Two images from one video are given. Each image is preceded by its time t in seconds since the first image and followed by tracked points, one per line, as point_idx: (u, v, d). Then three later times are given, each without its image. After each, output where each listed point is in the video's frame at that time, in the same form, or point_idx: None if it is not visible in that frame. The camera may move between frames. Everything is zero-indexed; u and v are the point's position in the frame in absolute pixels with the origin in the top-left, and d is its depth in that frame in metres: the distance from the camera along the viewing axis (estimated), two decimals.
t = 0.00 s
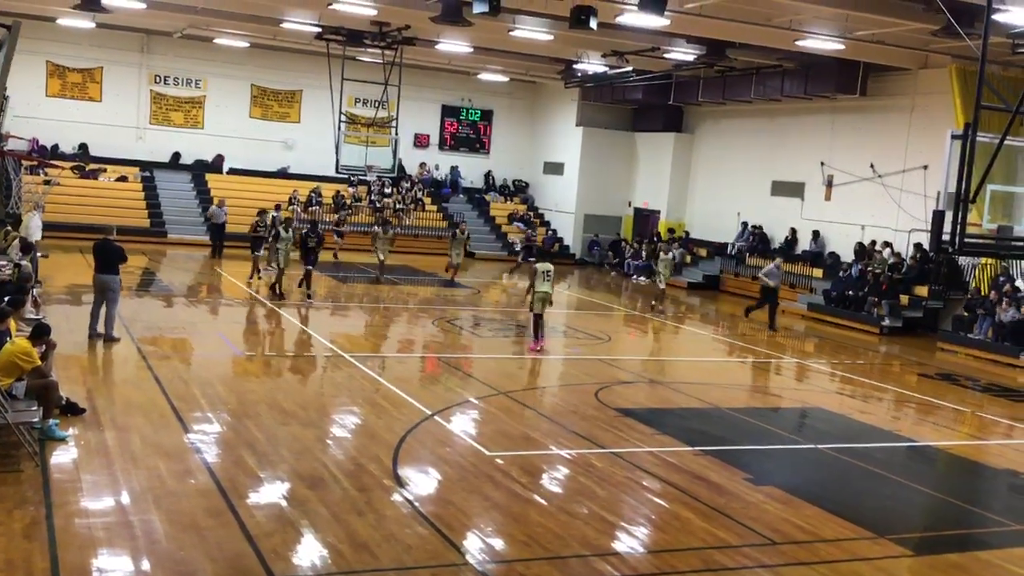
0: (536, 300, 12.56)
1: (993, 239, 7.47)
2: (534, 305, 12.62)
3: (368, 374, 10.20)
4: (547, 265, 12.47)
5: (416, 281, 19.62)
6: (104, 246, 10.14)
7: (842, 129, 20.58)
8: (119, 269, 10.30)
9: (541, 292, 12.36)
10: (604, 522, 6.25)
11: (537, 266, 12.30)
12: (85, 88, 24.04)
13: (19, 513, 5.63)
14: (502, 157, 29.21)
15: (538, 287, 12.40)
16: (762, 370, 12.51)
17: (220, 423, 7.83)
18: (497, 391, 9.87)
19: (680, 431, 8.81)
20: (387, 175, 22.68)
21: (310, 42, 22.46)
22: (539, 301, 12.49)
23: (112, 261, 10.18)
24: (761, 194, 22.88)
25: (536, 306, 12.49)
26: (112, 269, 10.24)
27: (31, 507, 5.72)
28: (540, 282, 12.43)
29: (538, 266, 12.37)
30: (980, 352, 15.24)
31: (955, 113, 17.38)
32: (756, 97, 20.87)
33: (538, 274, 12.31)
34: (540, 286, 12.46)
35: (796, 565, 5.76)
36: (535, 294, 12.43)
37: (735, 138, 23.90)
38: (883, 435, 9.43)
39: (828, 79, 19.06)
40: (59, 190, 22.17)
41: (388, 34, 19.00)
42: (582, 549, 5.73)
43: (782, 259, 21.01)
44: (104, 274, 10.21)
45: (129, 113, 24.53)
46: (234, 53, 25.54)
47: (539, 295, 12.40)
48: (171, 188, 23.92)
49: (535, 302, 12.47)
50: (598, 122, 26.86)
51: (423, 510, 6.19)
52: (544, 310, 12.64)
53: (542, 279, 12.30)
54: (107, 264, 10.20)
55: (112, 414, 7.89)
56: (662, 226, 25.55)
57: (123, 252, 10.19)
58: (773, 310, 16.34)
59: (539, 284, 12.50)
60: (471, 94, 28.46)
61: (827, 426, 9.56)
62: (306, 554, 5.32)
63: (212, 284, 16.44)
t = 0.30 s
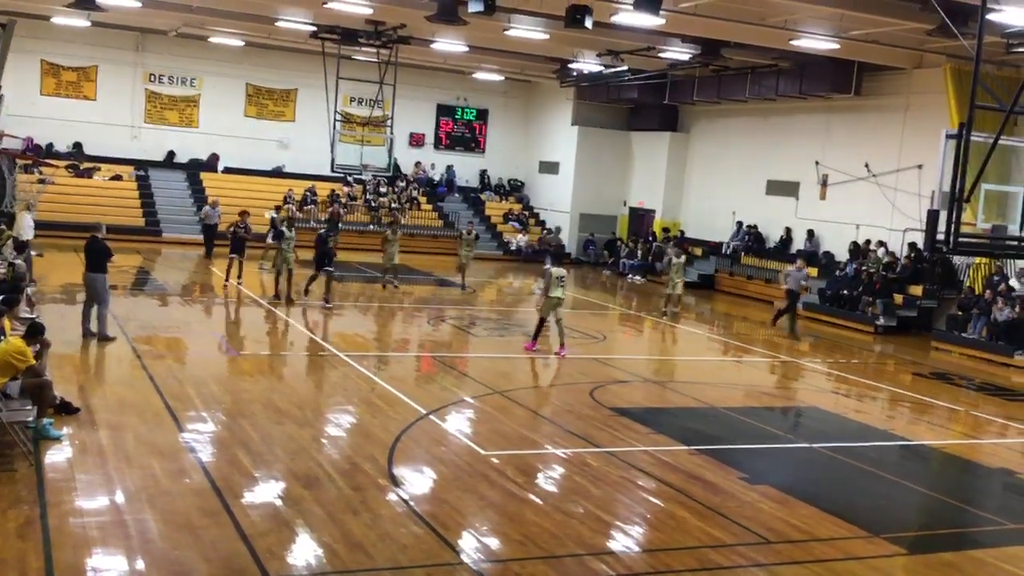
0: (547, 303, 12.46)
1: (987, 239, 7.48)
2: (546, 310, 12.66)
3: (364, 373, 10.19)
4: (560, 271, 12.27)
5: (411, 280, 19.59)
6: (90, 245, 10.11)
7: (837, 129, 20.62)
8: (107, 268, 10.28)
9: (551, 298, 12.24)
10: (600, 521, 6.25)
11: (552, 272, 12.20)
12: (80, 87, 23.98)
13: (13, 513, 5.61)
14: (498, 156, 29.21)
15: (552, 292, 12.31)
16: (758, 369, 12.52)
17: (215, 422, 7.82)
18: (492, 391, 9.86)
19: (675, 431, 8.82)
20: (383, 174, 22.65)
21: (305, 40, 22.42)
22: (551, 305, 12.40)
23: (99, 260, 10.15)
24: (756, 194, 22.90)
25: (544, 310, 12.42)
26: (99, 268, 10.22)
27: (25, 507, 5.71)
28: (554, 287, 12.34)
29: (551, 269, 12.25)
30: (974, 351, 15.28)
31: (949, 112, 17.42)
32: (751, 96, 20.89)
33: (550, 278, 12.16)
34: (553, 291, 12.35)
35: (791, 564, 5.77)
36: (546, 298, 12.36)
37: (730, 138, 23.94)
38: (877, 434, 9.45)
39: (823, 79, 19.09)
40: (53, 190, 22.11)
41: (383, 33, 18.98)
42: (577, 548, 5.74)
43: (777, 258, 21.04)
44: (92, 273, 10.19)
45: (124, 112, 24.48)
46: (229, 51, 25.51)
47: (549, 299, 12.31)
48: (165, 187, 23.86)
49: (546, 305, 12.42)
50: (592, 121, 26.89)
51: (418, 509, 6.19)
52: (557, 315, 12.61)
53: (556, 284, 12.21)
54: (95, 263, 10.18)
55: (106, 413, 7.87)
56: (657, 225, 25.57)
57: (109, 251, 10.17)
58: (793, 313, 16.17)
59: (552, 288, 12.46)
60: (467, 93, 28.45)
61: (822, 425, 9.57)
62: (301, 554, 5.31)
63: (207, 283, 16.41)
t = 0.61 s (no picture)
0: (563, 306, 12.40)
1: (985, 240, 7.48)
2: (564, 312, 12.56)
3: (361, 374, 10.19)
4: (578, 275, 12.26)
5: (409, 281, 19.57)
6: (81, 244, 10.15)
7: (835, 130, 20.65)
8: (100, 268, 10.30)
9: (564, 298, 12.34)
10: (598, 522, 6.26)
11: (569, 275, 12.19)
12: (78, 87, 23.97)
13: (10, 513, 5.60)
14: (495, 157, 29.20)
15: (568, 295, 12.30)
16: (755, 370, 12.53)
17: (213, 423, 7.81)
18: (490, 391, 9.86)
19: (673, 431, 8.82)
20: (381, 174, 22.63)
21: (304, 41, 22.42)
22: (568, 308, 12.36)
23: (91, 259, 10.19)
24: (754, 195, 22.93)
25: (558, 312, 12.54)
26: (92, 268, 10.25)
27: (22, 507, 5.70)
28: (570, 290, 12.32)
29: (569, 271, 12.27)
30: (971, 352, 15.32)
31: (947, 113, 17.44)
32: (749, 97, 20.90)
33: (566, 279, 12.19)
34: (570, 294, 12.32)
35: (789, 565, 5.78)
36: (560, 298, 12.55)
37: (728, 139, 23.97)
38: (875, 435, 9.46)
39: (821, 79, 19.12)
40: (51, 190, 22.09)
41: (381, 33, 18.97)
42: (575, 549, 5.74)
43: (774, 259, 21.04)
44: (86, 273, 10.21)
45: (121, 112, 24.46)
46: (227, 52, 25.50)
47: (565, 300, 12.39)
48: (163, 187, 23.85)
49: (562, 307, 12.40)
50: (590, 122, 26.92)
51: (416, 510, 6.19)
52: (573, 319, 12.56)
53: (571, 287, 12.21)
54: (88, 262, 10.20)
55: (103, 413, 7.86)
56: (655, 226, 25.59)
57: (102, 250, 10.22)
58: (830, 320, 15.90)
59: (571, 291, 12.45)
60: (465, 93, 28.45)
61: (820, 426, 9.58)
62: (299, 554, 5.31)
63: (204, 283, 16.39)
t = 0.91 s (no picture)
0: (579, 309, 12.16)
1: (983, 242, 7.47)
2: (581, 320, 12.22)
3: (359, 375, 10.18)
4: (593, 278, 12.20)
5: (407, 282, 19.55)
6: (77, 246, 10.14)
7: (832, 132, 20.67)
8: (96, 269, 10.29)
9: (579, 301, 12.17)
10: (595, 523, 6.25)
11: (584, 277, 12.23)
12: (76, 88, 23.96)
13: (7, 514, 5.59)
14: (493, 158, 29.21)
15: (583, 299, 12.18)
16: (752, 371, 12.54)
17: (210, 424, 7.80)
18: (488, 392, 9.86)
19: (670, 433, 8.82)
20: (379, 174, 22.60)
21: (302, 42, 22.42)
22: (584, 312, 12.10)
23: (87, 261, 10.18)
24: (752, 197, 22.94)
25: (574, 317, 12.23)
26: (88, 270, 10.24)
27: (19, 508, 5.69)
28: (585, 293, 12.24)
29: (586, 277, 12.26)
30: (969, 353, 15.33)
31: (945, 115, 17.44)
32: (747, 99, 20.91)
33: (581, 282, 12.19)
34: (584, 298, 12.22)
35: (786, 566, 5.78)
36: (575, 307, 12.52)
37: (726, 140, 23.97)
38: (872, 436, 9.46)
39: (819, 81, 19.14)
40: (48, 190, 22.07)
41: (380, 35, 18.96)
42: (573, 550, 5.74)
43: (772, 260, 21.03)
44: (82, 275, 10.20)
45: (119, 113, 24.45)
46: (225, 53, 25.49)
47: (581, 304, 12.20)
48: (161, 188, 23.82)
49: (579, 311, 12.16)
50: (588, 124, 26.94)
51: (414, 511, 6.18)
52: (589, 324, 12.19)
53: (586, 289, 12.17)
54: (83, 264, 10.19)
55: (100, 414, 7.85)
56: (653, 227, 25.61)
57: (98, 251, 10.21)
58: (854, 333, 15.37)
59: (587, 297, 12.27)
60: (463, 95, 28.46)
61: (817, 427, 9.58)
62: (295, 556, 5.30)
63: (202, 284, 16.37)
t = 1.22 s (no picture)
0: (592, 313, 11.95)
1: (972, 241, 7.50)
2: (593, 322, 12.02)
3: (351, 376, 10.17)
4: (609, 281, 11.87)
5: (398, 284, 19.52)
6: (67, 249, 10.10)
7: (823, 132, 20.73)
8: (86, 273, 10.26)
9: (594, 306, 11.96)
10: (588, 524, 6.25)
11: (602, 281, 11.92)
12: (65, 90, 23.90)
13: None
14: (485, 159, 29.20)
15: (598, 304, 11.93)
16: (743, 371, 12.57)
17: (202, 426, 7.78)
18: (480, 393, 9.86)
19: (663, 433, 8.82)
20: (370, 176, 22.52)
21: (293, 43, 22.38)
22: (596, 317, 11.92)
23: (78, 265, 10.15)
24: (743, 197, 22.98)
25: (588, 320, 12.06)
26: (78, 273, 10.21)
27: (10, 512, 5.66)
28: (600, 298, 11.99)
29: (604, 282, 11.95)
30: (959, 352, 15.40)
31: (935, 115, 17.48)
32: (737, 99, 20.96)
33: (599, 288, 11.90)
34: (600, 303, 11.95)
35: (779, 566, 5.79)
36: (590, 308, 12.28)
37: (717, 141, 24.00)
38: (864, 435, 9.49)
39: (809, 81, 19.19)
40: (38, 193, 21.98)
41: (370, 36, 18.94)
42: (566, 551, 5.74)
43: (764, 260, 21.06)
44: (72, 278, 10.17)
45: (109, 115, 24.38)
46: (215, 54, 25.43)
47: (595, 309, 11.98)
48: (152, 190, 23.74)
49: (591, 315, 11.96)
50: (579, 124, 26.97)
51: (407, 513, 6.17)
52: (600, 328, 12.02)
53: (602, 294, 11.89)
54: (73, 267, 10.16)
55: (92, 417, 7.83)
56: (645, 228, 25.66)
57: (88, 255, 10.18)
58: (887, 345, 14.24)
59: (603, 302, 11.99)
60: (455, 96, 28.47)
61: (809, 427, 9.60)
62: (288, 558, 5.29)
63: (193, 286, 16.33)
